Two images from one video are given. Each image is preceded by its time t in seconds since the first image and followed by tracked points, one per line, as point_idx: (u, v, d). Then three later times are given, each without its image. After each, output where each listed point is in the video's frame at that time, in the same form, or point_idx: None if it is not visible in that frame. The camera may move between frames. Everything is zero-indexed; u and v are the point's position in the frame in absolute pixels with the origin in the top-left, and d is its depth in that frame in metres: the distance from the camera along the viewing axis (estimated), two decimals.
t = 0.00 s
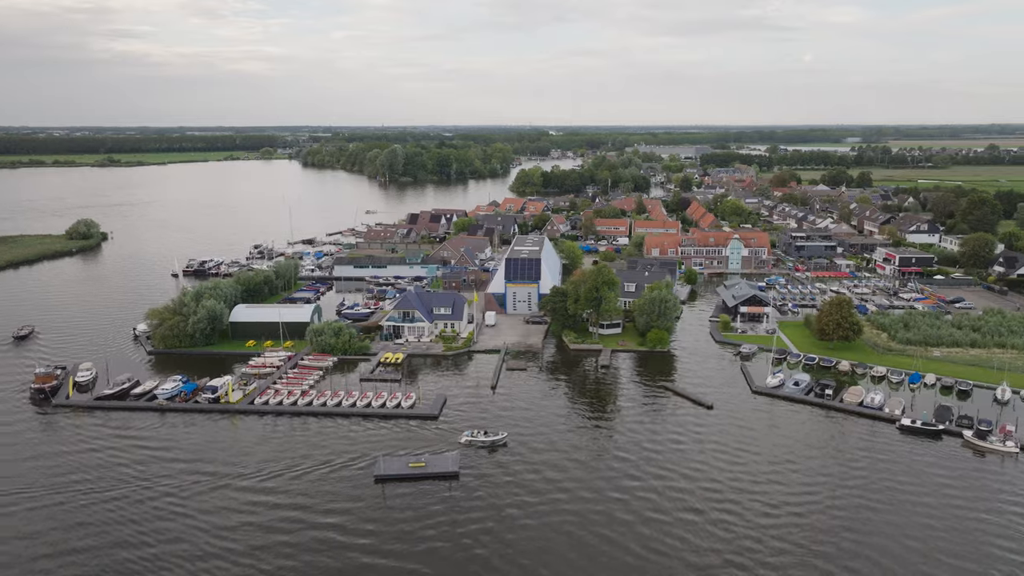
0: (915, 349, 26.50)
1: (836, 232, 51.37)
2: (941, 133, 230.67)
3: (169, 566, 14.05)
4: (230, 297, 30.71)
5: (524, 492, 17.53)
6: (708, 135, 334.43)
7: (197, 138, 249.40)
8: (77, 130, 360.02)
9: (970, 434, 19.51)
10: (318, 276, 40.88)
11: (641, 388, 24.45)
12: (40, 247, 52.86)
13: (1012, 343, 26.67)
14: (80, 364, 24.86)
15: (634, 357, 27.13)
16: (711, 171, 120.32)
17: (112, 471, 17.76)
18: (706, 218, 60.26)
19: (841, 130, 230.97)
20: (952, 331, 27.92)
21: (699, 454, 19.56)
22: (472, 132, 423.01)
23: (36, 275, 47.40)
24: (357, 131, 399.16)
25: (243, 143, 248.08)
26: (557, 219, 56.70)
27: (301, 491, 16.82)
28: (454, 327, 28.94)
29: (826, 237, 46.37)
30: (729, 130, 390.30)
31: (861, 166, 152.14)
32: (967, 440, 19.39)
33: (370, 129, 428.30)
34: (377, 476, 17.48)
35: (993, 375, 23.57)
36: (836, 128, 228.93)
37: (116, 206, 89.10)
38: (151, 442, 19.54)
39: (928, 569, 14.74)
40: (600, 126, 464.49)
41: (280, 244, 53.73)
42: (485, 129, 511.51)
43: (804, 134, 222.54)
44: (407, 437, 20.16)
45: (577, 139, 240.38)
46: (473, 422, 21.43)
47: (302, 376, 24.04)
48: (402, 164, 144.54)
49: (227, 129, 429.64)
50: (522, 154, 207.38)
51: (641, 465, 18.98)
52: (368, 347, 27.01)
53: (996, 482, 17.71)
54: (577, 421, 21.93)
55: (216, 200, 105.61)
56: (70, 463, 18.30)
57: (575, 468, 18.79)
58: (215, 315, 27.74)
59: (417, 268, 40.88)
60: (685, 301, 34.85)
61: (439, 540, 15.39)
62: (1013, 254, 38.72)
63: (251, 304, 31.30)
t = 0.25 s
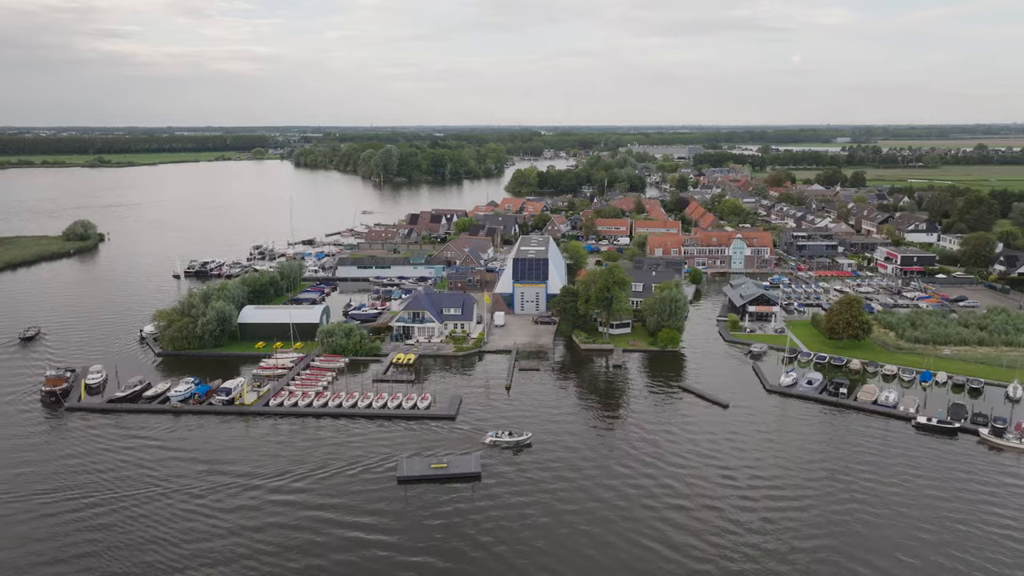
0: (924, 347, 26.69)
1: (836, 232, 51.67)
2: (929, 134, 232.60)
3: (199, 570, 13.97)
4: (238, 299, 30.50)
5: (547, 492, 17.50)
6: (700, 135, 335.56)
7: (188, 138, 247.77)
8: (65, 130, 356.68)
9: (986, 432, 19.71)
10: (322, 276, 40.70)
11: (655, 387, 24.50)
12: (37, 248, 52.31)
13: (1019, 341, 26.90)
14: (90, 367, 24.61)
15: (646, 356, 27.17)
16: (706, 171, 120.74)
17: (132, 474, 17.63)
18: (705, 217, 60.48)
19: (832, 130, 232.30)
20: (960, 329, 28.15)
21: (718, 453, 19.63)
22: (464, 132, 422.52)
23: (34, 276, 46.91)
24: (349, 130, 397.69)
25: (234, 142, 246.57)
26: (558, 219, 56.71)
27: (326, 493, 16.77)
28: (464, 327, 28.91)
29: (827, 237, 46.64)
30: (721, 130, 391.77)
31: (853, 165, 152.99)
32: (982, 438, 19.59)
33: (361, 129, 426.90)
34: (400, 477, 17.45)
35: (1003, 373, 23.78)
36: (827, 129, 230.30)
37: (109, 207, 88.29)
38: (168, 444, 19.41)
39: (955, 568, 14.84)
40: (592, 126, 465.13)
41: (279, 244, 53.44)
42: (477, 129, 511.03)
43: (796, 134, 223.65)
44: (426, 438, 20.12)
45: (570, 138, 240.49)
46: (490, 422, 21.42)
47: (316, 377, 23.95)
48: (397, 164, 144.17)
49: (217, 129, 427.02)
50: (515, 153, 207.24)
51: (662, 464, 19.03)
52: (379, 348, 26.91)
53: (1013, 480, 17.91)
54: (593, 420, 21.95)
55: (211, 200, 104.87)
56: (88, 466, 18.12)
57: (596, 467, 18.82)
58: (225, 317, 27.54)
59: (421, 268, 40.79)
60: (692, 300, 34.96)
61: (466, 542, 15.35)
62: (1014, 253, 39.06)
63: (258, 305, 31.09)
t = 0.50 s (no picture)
0: (932, 346, 26.83)
1: (837, 231, 51.88)
2: (920, 133, 234.02)
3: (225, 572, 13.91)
4: (245, 300, 30.33)
5: (568, 492, 17.46)
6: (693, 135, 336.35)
7: (180, 138, 246.27)
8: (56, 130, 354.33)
9: (1000, 430, 19.83)
10: (326, 277, 40.55)
11: (668, 386, 24.54)
12: (36, 250, 51.97)
13: None
14: (99, 369, 24.44)
15: (656, 356, 27.20)
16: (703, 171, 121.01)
17: (151, 476, 17.53)
18: (705, 217, 60.62)
19: (825, 129, 233.22)
20: (967, 328, 28.31)
21: (735, 452, 19.68)
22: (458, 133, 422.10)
23: (34, 278, 46.59)
24: (342, 130, 396.61)
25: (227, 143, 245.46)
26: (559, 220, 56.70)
27: (347, 494, 16.73)
28: (474, 328, 28.88)
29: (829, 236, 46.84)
30: (714, 130, 392.82)
31: (848, 164, 153.63)
32: (997, 436, 19.71)
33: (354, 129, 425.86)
34: (421, 478, 17.42)
35: (1014, 372, 23.92)
36: (820, 129, 231.26)
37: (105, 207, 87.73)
38: (184, 445, 19.31)
39: (978, 565, 14.93)
40: (586, 126, 465.56)
41: (280, 245, 53.22)
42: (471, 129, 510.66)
43: (789, 133, 224.45)
44: (442, 438, 20.08)
45: (564, 138, 240.47)
46: (506, 421, 21.40)
47: (329, 378, 23.87)
48: (393, 164, 143.92)
49: (210, 129, 425.11)
50: (511, 153, 207.14)
51: (679, 463, 19.07)
52: (389, 348, 26.84)
53: None
54: (608, 419, 21.96)
55: (207, 200, 104.38)
56: (105, 468, 17.99)
57: (614, 466, 18.84)
58: (234, 318, 27.39)
59: (425, 269, 40.70)
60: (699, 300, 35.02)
61: (492, 542, 15.33)
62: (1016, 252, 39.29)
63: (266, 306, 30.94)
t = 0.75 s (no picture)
0: (942, 344, 26.99)
1: (838, 230, 52.14)
2: (910, 134, 235.80)
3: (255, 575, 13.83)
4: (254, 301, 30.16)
5: (593, 492, 17.44)
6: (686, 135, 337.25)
7: (172, 138, 244.74)
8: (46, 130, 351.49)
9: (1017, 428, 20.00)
10: (330, 277, 40.39)
11: (682, 386, 24.59)
12: (35, 251, 51.50)
13: None
14: (111, 371, 24.23)
15: (669, 355, 27.25)
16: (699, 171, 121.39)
17: (171, 478, 17.40)
18: (706, 216, 60.80)
19: (818, 129, 234.39)
20: (975, 326, 28.51)
21: (754, 450, 19.74)
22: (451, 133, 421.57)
23: (33, 279, 46.16)
24: (335, 130, 395.40)
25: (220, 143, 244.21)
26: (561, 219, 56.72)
27: (372, 496, 16.69)
28: (485, 328, 28.85)
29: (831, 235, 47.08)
30: (706, 130, 394.05)
31: (842, 164, 154.45)
32: (1013, 434, 19.88)
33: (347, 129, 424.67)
34: (445, 479, 17.40)
35: None
36: (812, 129, 232.42)
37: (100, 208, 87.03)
38: (202, 447, 19.17)
39: (1005, 562, 15.02)
40: (578, 126, 466.09)
41: (282, 245, 52.95)
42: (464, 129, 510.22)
43: (782, 133, 225.45)
44: (462, 438, 20.05)
45: (558, 138, 240.56)
46: (523, 421, 21.37)
47: (343, 379, 23.77)
48: (389, 164, 143.62)
49: (201, 129, 422.98)
50: (505, 153, 207.11)
51: (700, 461, 19.11)
52: (401, 349, 26.77)
53: None
54: (625, 419, 21.97)
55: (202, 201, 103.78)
56: (125, 471, 17.83)
57: (636, 465, 18.86)
58: (244, 319, 27.24)
59: (430, 269, 40.60)
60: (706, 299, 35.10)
61: (522, 543, 15.30)
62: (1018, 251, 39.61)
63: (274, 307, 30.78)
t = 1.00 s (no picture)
0: (950, 343, 27.14)
1: (838, 230, 52.39)
2: (902, 133, 237.30)
3: None
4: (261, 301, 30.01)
5: (613, 491, 17.45)
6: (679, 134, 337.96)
7: (164, 138, 243.26)
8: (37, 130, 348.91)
9: None
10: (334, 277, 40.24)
11: (694, 385, 24.64)
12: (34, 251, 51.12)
13: None
14: (121, 373, 24.07)
15: (679, 355, 27.29)
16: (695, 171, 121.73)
17: (191, 479, 17.28)
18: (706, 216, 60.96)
19: (810, 129, 235.43)
20: (982, 325, 28.68)
21: (771, 448, 19.81)
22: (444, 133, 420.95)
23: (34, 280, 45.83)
24: (328, 130, 394.12)
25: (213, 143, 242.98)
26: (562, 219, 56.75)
27: (394, 497, 16.66)
28: (494, 328, 28.82)
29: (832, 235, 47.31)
30: (699, 130, 395.06)
31: (835, 163, 155.21)
32: None
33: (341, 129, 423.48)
34: (466, 480, 17.38)
35: None
36: (805, 128, 233.49)
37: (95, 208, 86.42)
38: (219, 447, 19.07)
39: None
40: (572, 126, 466.42)
41: (282, 245, 52.73)
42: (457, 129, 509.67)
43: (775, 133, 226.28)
44: (479, 439, 20.03)
45: (552, 138, 240.63)
46: (539, 421, 21.36)
47: (356, 380, 23.70)
48: (384, 164, 143.29)
49: (194, 129, 420.85)
50: (500, 153, 207.02)
51: (718, 460, 19.17)
52: (412, 349, 26.70)
53: None
54: (639, 418, 22.00)
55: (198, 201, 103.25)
56: (143, 472, 17.71)
57: (654, 464, 18.89)
58: (253, 320, 27.10)
59: (435, 269, 40.51)
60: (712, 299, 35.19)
61: (547, 543, 15.28)
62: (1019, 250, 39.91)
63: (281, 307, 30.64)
